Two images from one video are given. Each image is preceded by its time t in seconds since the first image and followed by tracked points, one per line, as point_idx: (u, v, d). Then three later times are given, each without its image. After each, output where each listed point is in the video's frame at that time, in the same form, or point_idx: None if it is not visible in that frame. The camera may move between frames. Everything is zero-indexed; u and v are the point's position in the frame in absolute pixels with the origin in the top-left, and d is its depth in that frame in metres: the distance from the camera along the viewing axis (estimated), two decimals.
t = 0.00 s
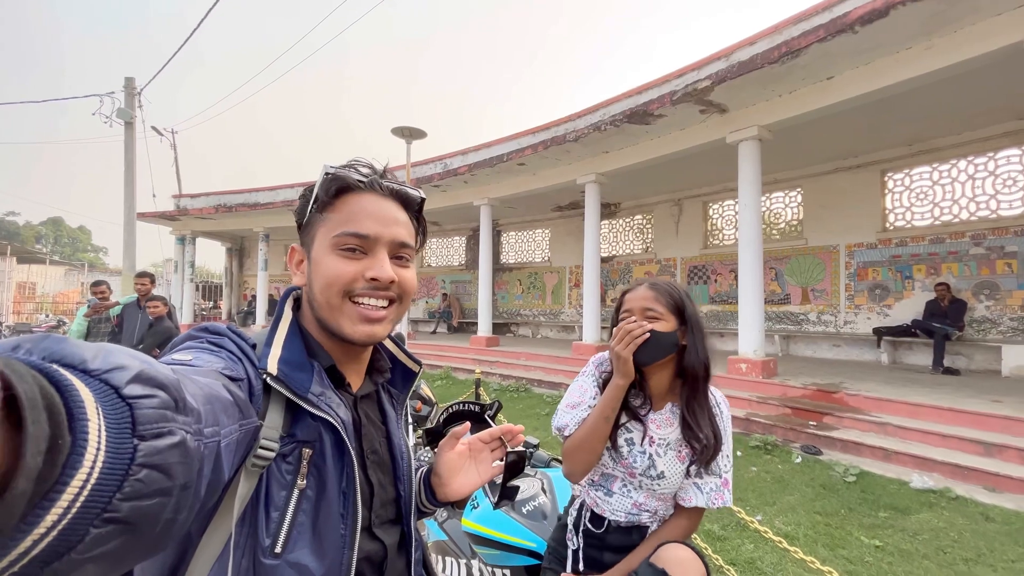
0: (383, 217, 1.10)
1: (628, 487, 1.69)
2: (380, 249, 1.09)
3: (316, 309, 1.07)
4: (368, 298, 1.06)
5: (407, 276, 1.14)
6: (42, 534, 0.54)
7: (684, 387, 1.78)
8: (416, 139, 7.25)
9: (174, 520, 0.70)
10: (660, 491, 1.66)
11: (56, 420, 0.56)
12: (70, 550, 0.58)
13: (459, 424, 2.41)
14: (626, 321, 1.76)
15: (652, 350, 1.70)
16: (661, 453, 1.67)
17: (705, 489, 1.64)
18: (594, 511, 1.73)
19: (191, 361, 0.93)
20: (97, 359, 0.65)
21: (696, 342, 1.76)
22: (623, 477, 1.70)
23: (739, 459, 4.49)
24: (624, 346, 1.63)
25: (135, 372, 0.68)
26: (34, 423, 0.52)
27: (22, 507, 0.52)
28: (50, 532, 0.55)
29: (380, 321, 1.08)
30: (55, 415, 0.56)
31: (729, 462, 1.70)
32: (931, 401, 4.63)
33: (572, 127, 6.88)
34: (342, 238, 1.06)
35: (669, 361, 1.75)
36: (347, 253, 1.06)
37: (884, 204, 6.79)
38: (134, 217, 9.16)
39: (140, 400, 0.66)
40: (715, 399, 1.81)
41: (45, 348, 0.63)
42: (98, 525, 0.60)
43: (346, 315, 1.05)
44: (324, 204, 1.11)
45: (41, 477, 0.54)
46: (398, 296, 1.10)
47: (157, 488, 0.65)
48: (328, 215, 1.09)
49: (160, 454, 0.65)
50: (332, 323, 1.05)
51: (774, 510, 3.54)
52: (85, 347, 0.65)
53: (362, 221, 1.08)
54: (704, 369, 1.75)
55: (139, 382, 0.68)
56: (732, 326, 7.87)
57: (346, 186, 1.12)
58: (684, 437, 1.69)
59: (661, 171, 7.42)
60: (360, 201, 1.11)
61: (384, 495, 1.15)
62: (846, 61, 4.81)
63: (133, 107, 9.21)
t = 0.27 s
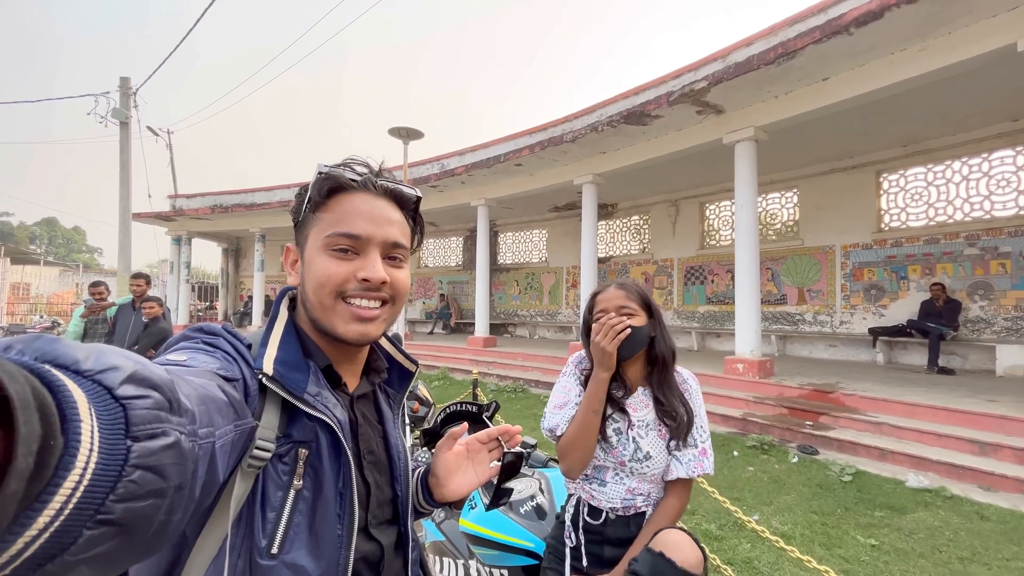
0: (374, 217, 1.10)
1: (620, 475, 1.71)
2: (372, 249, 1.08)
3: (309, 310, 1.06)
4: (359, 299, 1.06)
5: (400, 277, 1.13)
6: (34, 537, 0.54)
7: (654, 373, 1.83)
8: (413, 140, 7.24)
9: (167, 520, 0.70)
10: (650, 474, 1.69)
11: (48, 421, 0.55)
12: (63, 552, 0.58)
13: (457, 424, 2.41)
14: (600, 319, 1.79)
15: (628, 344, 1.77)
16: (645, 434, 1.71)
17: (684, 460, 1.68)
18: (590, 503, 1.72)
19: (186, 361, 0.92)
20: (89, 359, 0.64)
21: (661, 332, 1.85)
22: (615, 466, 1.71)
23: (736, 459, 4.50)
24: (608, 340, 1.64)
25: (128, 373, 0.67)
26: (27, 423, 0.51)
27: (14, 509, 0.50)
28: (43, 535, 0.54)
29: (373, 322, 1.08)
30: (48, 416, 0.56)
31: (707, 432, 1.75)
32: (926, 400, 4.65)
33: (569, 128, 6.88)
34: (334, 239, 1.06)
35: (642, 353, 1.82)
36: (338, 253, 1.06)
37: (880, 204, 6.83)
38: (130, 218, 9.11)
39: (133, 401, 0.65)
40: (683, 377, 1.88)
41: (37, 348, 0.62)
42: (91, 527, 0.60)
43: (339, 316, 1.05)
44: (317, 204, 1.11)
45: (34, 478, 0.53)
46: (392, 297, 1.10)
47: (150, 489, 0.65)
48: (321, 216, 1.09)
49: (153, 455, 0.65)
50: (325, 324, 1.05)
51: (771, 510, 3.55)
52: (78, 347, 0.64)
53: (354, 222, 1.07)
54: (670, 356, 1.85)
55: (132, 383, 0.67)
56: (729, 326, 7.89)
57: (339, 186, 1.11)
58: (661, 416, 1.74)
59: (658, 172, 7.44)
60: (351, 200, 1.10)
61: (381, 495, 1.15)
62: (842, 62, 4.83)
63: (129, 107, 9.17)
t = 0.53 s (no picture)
0: (370, 217, 1.10)
1: (614, 478, 1.71)
2: (369, 251, 1.08)
3: (306, 313, 1.06)
4: (356, 300, 1.06)
5: (397, 278, 1.13)
6: (32, 541, 0.53)
7: (639, 376, 1.83)
8: (412, 141, 7.24)
9: (165, 524, 0.70)
10: (644, 474, 1.70)
11: (46, 425, 0.55)
12: (60, 557, 0.57)
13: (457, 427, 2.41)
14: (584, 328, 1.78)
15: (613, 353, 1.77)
16: (635, 436, 1.72)
17: (675, 458, 1.67)
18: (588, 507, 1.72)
19: (184, 364, 0.93)
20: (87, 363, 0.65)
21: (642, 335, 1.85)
22: (609, 470, 1.72)
23: (735, 461, 4.51)
24: (594, 350, 1.66)
25: (126, 376, 0.67)
26: (24, 427, 0.51)
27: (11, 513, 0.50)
28: (41, 539, 0.54)
29: (371, 323, 1.08)
30: (45, 421, 0.56)
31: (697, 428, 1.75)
32: (924, 402, 4.67)
33: (568, 130, 6.89)
34: (329, 241, 1.06)
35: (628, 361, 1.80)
36: (335, 255, 1.06)
37: (877, 207, 6.85)
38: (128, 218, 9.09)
39: (131, 405, 0.66)
40: (669, 376, 1.88)
41: (35, 352, 0.62)
42: (88, 532, 0.60)
43: (336, 317, 1.05)
44: (314, 205, 1.11)
45: (32, 482, 0.53)
46: (389, 298, 1.10)
47: (148, 492, 0.65)
48: (317, 218, 1.09)
49: (152, 458, 0.65)
50: (322, 326, 1.05)
51: (770, 511, 3.55)
52: (75, 351, 0.64)
53: (350, 223, 1.07)
54: (654, 356, 1.83)
55: (130, 387, 0.67)
56: (728, 328, 7.90)
57: (335, 187, 1.11)
58: (648, 417, 1.75)
59: (657, 174, 7.45)
60: (346, 202, 1.10)
61: (380, 497, 1.15)
62: (840, 65, 4.85)
63: (127, 108, 9.16)
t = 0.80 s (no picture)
0: (365, 216, 1.10)
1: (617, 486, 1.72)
2: (364, 249, 1.09)
3: (303, 313, 1.06)
4: (355, 299, 1.06)
5: (393, 275, 1.13)
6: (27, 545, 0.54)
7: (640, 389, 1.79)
8: (413, 144, 7.26)
9: (162, 526, 0.70)
10: (647, 482, 1.69)
11: (38, 429, 0.55)
12: (56, 561, 0.58)
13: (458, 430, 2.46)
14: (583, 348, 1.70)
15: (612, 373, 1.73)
16: (637, 447, 1.72)
17: (679, 470, 1.66)
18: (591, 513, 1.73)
19: (178, 367, 0.92)
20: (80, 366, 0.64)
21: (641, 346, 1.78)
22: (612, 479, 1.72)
23: (735, 464, 4.50)
24: (594, 372, 1.64)
25: (120, 378, 0.67)
26: (16, 432, 0.50)
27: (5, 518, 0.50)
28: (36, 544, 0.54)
29: (369, 322, 1.08)
30: (37, 425, 0.55)
31: (701, 440, 1.72)
32: (925, 406, 4.66)
33: (568, 133, 6.89)
34: (325, 241, 1.06)
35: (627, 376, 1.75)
36: (331, 254, 1.06)
37: (877, 211, 6.86)
38: (129, 220, 9.09)
39: (126, 407, 0.65)
40: (673, 384, 1.83)
41: (27, 355, 0.61)
42: (85, 535, 0.60)
43: (334, 317, 1.05)
44: (306, 205, 1.11)
45: (25, 486, 0.53)
46: (386, 297, 1.10)
47: (144, 495, 0.65)
48: (311, 217, 1.09)
49: (147, 461, 0.65)
50: (321, 325, 1.04)
51: (770, 515, 3.54)
52: (67, 354, 0.63)
53: (345, 222, 1.08)
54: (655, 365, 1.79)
55: (124, 389, 0.67)
56: (728, 331, 7.89)
57: (328, 187, 1.12)
58: (650, 430, 1.72)
59: (657, 177, 7.47)
60: (340, 201, 1.10)
61: (380, 496, 1.14)
62: (840, 70, 4.87)
63: (128, 110, 9.17)
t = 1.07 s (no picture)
0: (361, 213, 1.10)
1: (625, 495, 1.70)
2: (361, 245, 1.09)
3: (301, 311, 1.07)
4: (353, 297, 1.06)
5: (391, 270, 1.13)
6: (34, 546, 0.53)
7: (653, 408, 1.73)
8: (415, 147, 7.27)
9: (168, 524, 0.70)
10: (656, 494, 1.69)
11: (42, 430, 0.54)
12: (65, 559, 0.58)
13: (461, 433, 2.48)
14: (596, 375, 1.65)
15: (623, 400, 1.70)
16: (649, 460, 1.70)
17: (692, 489, 1.64)
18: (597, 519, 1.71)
19: (180, 366, 0.92)
20: (82, 366, 0.64)
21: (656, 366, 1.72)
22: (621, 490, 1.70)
23: (737, 468, 4.48)
24: (607, 398, 1.60)
25: (123, 378, 0.66)
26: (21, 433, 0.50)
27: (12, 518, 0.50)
28: (44, 544, 0.54)
29: (368, 319, 1.08)
30: (42, 425, 0.55)
31: (711, 455, 1.70)
32: (927, 410, 4.65)
33: (569, 137, 6.90)
34: (322, 239, 1.06)
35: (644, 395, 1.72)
36: (328, 251, 1.06)
37: (879, 215, 6.86)
38: (131, 222, 9.10)
39: (129, 407, 0.65)
40: (687, 401, 1.78)
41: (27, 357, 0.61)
42: (92, 533, 0.60)
43: (332, 314, 1.05)
44: (303, 204, 1.11)
45: (31, 487, 0.53)
46: (384, 292, 1.10)
47: (150, 493, 0.65)
48: (308, 215, 1.09)
49: (152, 459, 0.65)
50: (319, 322, 1.05)
51: (773, 519, 3.53)
52: (69, 354, 0.63)
53: (341, 219, 1.08)
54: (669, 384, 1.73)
55: (127, 388, 0.67)
56: (729, 335, 7.88)
57: (324, 184, 1.11)
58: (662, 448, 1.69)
59: (658, 180, 7.48)
60: (337, 199, 1.10)
61: (384, 494, 1.14)
62: (841, 74, 4.88)
63: (131, 113, 9.19)
